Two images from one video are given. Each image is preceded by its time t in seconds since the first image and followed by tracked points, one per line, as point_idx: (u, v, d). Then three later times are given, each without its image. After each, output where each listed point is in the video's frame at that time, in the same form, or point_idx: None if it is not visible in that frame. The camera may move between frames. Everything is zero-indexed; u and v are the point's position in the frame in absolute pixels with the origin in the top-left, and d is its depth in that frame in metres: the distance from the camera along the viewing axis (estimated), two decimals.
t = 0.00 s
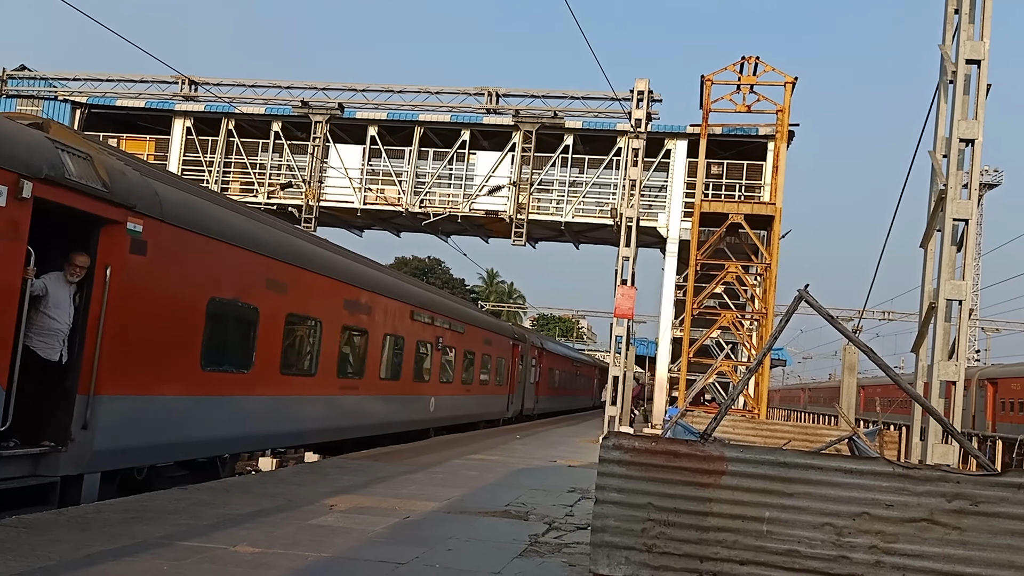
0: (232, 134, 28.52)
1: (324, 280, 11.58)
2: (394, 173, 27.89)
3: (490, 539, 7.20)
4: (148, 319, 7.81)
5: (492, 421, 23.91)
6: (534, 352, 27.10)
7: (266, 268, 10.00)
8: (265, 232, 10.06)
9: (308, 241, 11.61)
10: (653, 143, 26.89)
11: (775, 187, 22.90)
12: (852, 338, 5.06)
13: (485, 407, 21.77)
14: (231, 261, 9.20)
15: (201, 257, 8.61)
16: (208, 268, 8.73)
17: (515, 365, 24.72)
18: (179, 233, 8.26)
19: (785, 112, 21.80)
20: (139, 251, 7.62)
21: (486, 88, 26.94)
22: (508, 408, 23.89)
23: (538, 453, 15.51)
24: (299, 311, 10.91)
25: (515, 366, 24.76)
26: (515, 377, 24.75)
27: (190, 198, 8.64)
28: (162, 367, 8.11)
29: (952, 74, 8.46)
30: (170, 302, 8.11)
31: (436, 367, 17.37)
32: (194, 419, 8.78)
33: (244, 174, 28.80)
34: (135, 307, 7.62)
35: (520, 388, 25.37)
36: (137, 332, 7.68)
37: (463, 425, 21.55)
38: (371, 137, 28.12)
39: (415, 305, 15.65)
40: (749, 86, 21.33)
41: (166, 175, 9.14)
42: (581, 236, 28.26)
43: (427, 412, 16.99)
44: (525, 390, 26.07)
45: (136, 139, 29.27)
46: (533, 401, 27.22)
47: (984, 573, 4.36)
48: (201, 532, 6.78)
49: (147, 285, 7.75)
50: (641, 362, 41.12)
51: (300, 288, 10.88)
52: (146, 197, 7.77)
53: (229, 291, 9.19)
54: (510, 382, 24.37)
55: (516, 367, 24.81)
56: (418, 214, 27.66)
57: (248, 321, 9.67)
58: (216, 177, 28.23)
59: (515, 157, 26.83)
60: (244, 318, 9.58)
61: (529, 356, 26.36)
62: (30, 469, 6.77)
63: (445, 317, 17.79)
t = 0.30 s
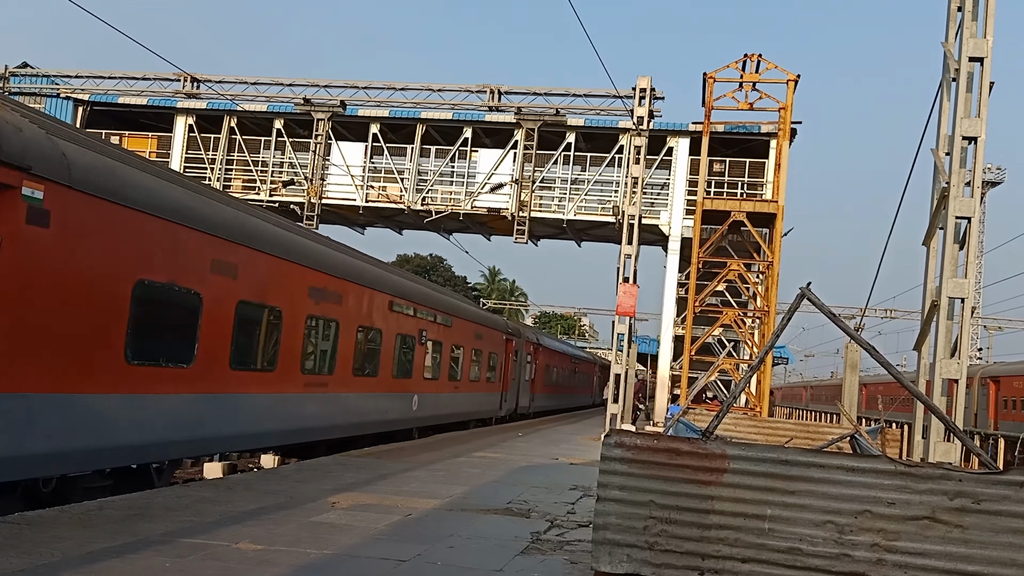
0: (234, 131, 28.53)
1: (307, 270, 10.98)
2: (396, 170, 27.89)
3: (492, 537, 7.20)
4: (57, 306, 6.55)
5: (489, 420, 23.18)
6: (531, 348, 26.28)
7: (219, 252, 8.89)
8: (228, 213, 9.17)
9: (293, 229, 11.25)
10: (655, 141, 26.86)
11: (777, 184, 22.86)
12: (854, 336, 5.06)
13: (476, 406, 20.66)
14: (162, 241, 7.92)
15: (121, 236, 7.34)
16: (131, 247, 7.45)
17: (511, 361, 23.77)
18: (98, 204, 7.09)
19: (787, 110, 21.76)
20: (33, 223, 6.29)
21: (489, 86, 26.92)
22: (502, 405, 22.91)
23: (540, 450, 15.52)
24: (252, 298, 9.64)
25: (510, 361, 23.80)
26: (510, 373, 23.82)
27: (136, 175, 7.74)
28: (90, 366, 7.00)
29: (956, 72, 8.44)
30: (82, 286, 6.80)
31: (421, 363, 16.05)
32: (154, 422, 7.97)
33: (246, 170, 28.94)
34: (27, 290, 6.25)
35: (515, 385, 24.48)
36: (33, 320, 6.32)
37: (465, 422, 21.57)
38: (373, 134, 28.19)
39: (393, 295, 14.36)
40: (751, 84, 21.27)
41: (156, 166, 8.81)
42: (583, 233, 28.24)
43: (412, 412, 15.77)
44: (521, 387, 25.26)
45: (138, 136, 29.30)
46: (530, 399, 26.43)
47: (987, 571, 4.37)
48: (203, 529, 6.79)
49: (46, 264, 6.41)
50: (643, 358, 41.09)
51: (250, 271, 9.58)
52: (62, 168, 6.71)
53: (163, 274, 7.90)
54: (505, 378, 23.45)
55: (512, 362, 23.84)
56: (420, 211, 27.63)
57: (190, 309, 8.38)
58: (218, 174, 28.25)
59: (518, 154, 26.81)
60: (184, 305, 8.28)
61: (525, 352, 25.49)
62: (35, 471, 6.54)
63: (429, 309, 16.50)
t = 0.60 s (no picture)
0: (234, 130, 28.53)
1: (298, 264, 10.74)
2: (396, 169, 27.84)
3: (491, 535, 7.20)
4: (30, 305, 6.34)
5: (479, 420, 22.33)
6: (524, 346, 25.48)
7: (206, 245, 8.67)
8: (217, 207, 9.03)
9: (297, 230, 11.29)
10: (655, 140, 26.86)
11: (777, 183, 22.85)
12: (853, 335, 5.06)
13: (464, 407, 19.52)
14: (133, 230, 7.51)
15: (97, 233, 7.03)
16: (78, 232, 6.80)
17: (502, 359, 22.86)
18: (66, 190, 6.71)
19: (787, 109, 21.77)
20: None
21: (489, 85, 26.92)
22: (492, 404, 21.98)
23: (540, 449, 15.54)
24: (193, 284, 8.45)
25: (502, 358, 22.88)
26: (501, 371, 22.91)
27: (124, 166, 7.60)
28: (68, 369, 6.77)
29: (955, 72, 8.45)
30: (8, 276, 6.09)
31: (401, 361, 14.80)
32: (153, 416, 7.97)
33: (246, 169, 28.95)
34: None
35: (506, 384, 23.60)
36: None
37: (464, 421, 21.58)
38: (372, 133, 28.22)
39: (366, 286, 13.15)
40: (750, 83, 21.29)
41: (158, 164, 8.83)
42: (583, 232, 28.23)
43: (391, 413, 14.51)
44: (513, 386, 24.45)
45: (138, 135, 29.30)
46: (522, 398, 25.62)
47: (986, 571, 4.37)
48: (202, 527, 6.79)
49: None
50: (642, 358, 41.04)
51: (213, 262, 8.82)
52: (46, 160, 6.51)
53: (71, 252, 6.70)
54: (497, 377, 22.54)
55: (503, 360, 22.92)
56: (419, 210, 27.63)
57: (108, 292, 7.17)
58: (218, 173, 28.24)
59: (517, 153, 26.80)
60: (100, 288, 7.08)
61: (517, 349, 24.63)
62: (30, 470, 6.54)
63: (412, 303, 15.27)
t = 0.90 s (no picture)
0: (231, 128, 28.51)
1: (287, 261, 10.49)
2: (394, 168, 27.82)
3: (488, 535, 7.21)
4: None
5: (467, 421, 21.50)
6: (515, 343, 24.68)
7: (186, 237, 8.34)
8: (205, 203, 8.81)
9: (296, 231, 11.31)
10: (653, 139, 26.87)
11: (775, 183, 22.86)
12: (851, 335, 5.06)
13: (445, 407, 18.37)
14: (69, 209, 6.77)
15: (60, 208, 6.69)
16: None
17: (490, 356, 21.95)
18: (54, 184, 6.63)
19: (785, 109, 21.79)
20: None
21: (487, 84, 26.91)
22: (479, 404, 21.05)
23: (537, 448, 15.53)
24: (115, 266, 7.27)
25: (491, 355, 21.95)
26: (490, 369, 22.01)
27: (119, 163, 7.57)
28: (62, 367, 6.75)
29: (953, 72, 8.45)
30: None
31: (373, 357, 13.64)
32: (149, 412, 7.99)
33: (244, 168, 28.89)
34: None
35: (495, 382, 22.74)
36: None
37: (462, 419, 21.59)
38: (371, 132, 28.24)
39: (335, 275, 12.00)
40: (749, 83, 21.30)
41: (156, 163, 8.83)
42: (581, 232, 28.23)
43: (360, 413, 13.28)
44: (503, 385, 23.66)
45: (136, 133, 29.27)
46: (512, 397, 24.81)
47: (983, 571, 4.37)
48: (200, 527, 6.79)
49: None
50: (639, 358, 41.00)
51: (179, 255, 8.22)
52: None
53: None
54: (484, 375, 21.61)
55: (491, 357, 22.01)
56: (417, 209, 27.64)
57: None
58: (216, 171, 28.22)
59: (515, 152, 26.81)
60: None
61: (506, 346, 23.80)
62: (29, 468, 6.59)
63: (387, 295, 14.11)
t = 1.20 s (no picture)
0: (229, 127, 28.48)
1: (261, 255, 9.94)
2: (392, 168, 27.81)
3: (486, 535, 7.21)
4: None
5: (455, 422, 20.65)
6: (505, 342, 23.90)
7: (127, 221, 7.50)
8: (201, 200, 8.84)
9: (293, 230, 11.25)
10: (651, 140, 26.89)
11: (773, 183, 22.86)
12: (848, 336, 5.07)
13: (427, 409, 17.28)
14: None
15: None
16: None
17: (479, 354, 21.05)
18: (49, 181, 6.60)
19: (783, 109, 21.79)
20: None
21: (485, 84, 26.91)
22: (466, 405, 20.12)
23: (535, 448, 15.52)
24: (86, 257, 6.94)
25: (479, 352, 21.07)
26: (478, 368, 21.06)
27: (116, 162, 7.58)
28: (14, 365, 6.28)
29: (950, 73, 8.46)
30: None
31: (341, 353, 12.49)
32: (147, 412, 7.98)
33: (242, 167, 28.82)
34: None
35: (484, 382, 21.90)
36: None
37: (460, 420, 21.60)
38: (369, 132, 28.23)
39: (296, 262, 10.86)
40: (747, 84, 21.30)
41: (158, 165, 8.89)
42: (579, 232, 28.23)
43: (327, 416, 12.20)
44: (493, 385, 22.86)
45: (134, 132, 29.22)
46: (502, 398, 24.01)
47: (980, 570, 4.38)
48: (197, 527, 6.79)
49: None
50: (637, 358, 40.97)
51: (111, 237, 7.27)
52: None
53: None
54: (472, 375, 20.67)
55: (480, 355, 21.11)
56: (416, 209, 27.64)
57: None
58: (214, 171, 28.19)
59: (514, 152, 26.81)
60: None
61: (496, 344, 22.96)
62: (27, 469, 6.56)
63: (358, 285, 12.96)
